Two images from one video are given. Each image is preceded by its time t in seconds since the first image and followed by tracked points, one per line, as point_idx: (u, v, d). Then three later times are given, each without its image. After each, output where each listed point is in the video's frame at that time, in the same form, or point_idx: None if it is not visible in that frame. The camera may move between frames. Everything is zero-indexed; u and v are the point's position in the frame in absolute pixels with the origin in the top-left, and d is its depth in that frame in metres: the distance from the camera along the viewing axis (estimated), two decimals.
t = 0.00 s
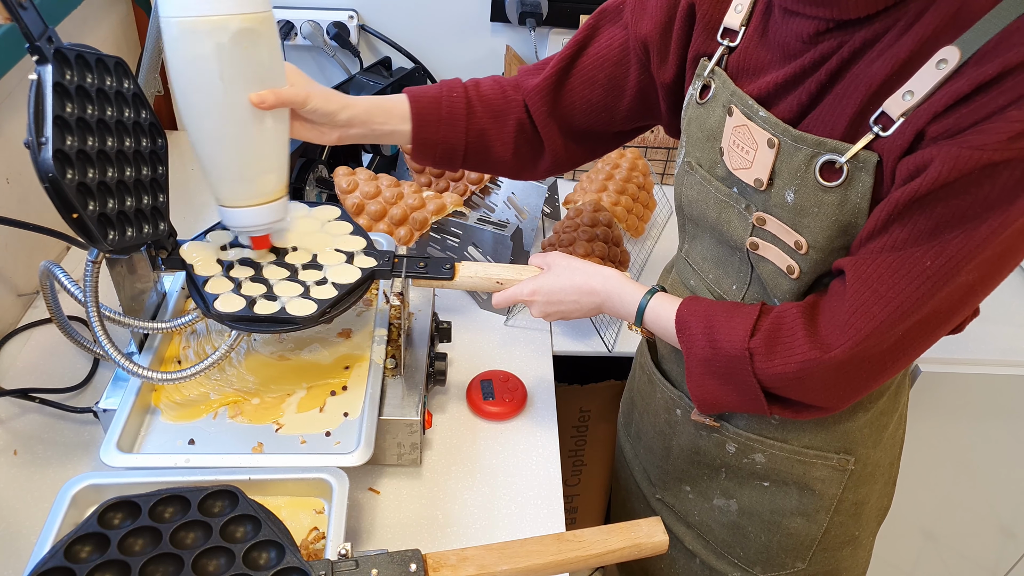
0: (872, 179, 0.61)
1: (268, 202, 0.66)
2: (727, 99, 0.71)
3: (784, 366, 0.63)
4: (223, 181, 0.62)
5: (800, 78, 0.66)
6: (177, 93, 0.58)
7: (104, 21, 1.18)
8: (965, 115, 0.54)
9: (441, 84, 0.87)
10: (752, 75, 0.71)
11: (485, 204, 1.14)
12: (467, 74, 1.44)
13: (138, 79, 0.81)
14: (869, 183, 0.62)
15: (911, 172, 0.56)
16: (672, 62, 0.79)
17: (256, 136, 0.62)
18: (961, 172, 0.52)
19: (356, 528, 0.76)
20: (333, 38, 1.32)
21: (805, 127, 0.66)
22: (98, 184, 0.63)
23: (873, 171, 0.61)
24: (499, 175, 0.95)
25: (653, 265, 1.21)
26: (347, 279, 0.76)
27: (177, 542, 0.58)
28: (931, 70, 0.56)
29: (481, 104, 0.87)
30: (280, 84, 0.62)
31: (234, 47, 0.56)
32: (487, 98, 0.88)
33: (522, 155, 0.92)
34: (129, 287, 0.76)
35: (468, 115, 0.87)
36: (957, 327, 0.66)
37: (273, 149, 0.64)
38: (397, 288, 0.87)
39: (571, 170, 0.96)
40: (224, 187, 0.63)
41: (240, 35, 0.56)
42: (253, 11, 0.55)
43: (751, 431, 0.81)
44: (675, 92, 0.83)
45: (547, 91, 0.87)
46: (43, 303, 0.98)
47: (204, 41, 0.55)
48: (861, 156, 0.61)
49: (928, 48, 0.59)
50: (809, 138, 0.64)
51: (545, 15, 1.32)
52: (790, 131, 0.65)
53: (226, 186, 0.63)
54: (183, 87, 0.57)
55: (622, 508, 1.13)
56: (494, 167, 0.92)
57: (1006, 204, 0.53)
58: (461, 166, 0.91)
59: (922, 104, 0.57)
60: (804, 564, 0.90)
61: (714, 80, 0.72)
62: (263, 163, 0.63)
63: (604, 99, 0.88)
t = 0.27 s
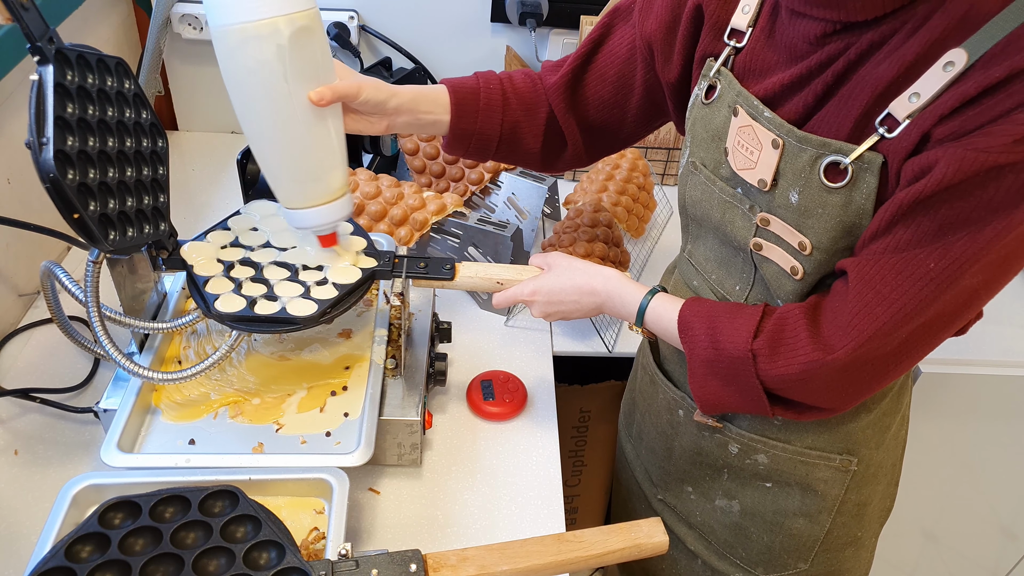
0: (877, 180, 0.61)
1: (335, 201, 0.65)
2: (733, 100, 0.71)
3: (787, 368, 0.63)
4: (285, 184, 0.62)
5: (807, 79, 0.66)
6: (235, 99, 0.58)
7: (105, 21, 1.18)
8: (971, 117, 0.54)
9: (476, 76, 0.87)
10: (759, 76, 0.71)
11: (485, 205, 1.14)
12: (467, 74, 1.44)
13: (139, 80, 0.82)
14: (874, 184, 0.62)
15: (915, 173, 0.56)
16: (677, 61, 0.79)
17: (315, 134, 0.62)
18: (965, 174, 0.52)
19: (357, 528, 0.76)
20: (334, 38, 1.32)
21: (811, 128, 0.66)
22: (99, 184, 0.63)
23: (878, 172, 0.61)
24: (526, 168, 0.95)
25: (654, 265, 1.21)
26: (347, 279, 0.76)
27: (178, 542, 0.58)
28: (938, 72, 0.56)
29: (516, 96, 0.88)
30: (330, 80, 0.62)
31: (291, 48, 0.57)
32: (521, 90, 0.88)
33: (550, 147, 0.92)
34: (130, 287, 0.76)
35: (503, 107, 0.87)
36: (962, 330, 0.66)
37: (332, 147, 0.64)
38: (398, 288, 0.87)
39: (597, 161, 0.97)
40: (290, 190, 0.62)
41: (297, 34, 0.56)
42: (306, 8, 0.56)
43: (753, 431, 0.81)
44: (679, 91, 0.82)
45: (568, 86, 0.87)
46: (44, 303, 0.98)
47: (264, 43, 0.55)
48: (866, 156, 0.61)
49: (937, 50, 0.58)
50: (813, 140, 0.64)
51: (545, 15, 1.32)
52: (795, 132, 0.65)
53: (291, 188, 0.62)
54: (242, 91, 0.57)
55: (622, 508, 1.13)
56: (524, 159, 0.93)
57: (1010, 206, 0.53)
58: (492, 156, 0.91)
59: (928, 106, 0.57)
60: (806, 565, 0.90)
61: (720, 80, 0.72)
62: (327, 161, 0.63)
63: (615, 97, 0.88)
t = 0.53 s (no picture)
0: (882, 180, 0.61)
1: (261, 193, 0.65)
2: (738, 100, 0.71)
3: (791, 367, 0.63)
4: (215, 168, 0.62)
5: (812, 79, 0.66)
6: (181, 75, 0.58)
7: (106, 22, 1.18)
8: (977, 116, 0.54)
9: (440, 81, 0.86)
10: (764, 76, 0.71)
11: (485, 205, 1.14)
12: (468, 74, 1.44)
13: (140, 81, 0.82)
14: (879, 183, 0.62)
15: (921, 172, 0.56)
16: (683, 61, 0.79)
17: (257, 126, 0.61)
18: (970, 174, 0.52)
19: (357, 528, 0.76)
20: (335, 39, 1.32)
21: (816, 127, 0.66)
22: (99, 185, 0.63)
23: (883, 171, 0.61)
24: (500, 172, 0.95)
25: (654, 265, 1.21)
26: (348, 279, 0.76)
27: (178, 542, 0.58)
28: (944, 72, 0.56)
29: (480, 100, 0.87)
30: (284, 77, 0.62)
31: (244, 37, 0.56)
32: (487, 93, 0.88)
33: (524, 151, 0.92)
34: (131, 287, 0.76)
35: (468, 111, 0.86)
36: (967, 331, 0.66)
37: (270, 142, 0.63)
38: (398, 288, 0.88)
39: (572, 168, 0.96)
40: (218, 173, 0.62)
41: (252, 25, 0.56)
42: (267, 4, 0.56)
43: (755, 432, 0.81)
44: (683, 92, 0.83)
45: (551, 88, 0.86)
46: (45, 303, 0.98)
47: (213, 27, 0.55)
48: (871, 156, 0.61)
49: (942, 50, 0.59)
50: (819, 139, 0.64)
51: (545, 15, 1.33)
52: (800, 131, 0.65)
53: (219, 173, 0.62)
54: (188, 69, 0.57)
55: (623, 508, 1.13)
56: (495, 163, 0.92)
57: (1016, 206, 0.53)
58: (460, 162, 0.90)
59: (933, 106, 0.57)
60: (808, 565, 0.90)
61: (725, 80, 0.72)
62: (258, 156, 0.62)
63: (612, 96, 0.87)
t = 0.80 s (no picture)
0: (882, 181, 0.61)
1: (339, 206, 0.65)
2: (739, 100, 0.71)
3: (790, 369, 0.63)
4: (292, 189, 0.62)
5: (813, 80, 0.66)
6: (244, 107, 0.57)
7: (106, 22, 1.18)
8: (978, 119, 0.54)
9: (478, 74, 0.87)
10: (766, 76, 0.71)
11: (485, 205, 1.14)
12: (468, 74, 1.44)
13: (141, 80, 0.82)
14: (878, 185, 0.62)
15: (922, 174, 0.56)
16: (682, 59, 0.79)
17: (327, 142, 0.61)
18: (970, 177, 0.52)
19: (357, 528, 0.76)
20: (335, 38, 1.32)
21: (817, 128, 0.66)
22: (99, 185, 0.63)
23: (883, 173, 0.61)
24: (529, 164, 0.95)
25: (655, 265, 1.21)
26: (348, 279, 0.76)
27: (178, 542, 0.58)
28: (945, 74, 0.56)
29: (518, 93, 0.87)
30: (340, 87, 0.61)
31: (303, 57, 0.56)
32: (523, 86, 0.88)
33: (555, 143, 0.92)
34: (131, 287, 0.76)
35: (507, 104, 0.87)
36: (965, 333, 0.66)
37: (340, 152, 0.63)
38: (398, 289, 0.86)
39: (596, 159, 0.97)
40: (298, 194, 0.63)
41: (308, 43, 0.55)
42: (317, 17, 0.55)
43: (754, 432, 0.81)
44: (684, 91, 0.82)
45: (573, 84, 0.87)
46: (45, 303, 0.98)
47: (275, 53, 0.54)
48: (871, 157, 0.61)
49: (944, 52, 0.58)
50: (819, 140, 0.64)
51: (546, 15, 1.33)
52: (801, 132, 0.65)
53: (297, 194, 0.62)
54: (252, 101, 0.57)
55: (623, 508, 1.13)
56: (527, 156, 0.93)
57: (1016, 210, 0.53)
58: (495, 154, 0.91)
59: (934, 108, 0.57)
60: (807, 565, 0.90)
61: (727, 80, 0.72)
62: (334, 168, 0.63)
63: (620, 94, 0.88)
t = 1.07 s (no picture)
0: (883, 182, 0.61)
1: (342, 210, 0.66)
2: (740, 100, 0.71)
3: (791, 369, 0.63)
4: (299, 192, 0.62)
5: (815, 79, 0.66)
6: (255, 106, 0.57)
7: (106, 22, 1.19)
8: (981, 119, 0.54)
9: (483, 80, 0.88)
10: (767, 75, 0.71)
11: (485, 205, 1.14)
12: (468, 75, 1.44)
13: (141, 79, 0.82)
14: (880, 185, 0.62)
15: (924, 174, 0.56)
16: (685, 60, 0.79)
17: (335, 145, 0.62)
18: (973, 177, 0.52)
19: (357, 528, 0.76)
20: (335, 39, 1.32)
21: (819, 128, 0.66)
22: (100, 184, 0.63)
23: (885, 173, 0.61)
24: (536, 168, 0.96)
25: (655, 265, 1.21)
26: (348, 279, 0.76)
27: (178, 541, 0.58)
28: (947, 74, 0.56)
29: (523, 98, 0.88)
30: (349, 90, 0.62)
31: (317, 57, 0.56)
32: (528, 91, 0.88)
33: (559, 148, 0.93)
34: (131, 287, 0.76)
35: (512, 109, 0.88)
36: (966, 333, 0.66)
37: (345, 155, 0.64)
38: (398, 289, 0.86)
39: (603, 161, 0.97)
40: (303, 198, 0.63)
41: (323, 44, 0.56)
42: (333, 19, 0.56)
43: (756, 432, 0.81)
44: (688, 91, 0.82)
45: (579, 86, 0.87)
46: (46, 303, 0.98)
47: (291, 54, 0.54)
48: (873, 158, 0.61)
49: (946, 52, 0.58)
50: (821, 140, 0.64)
51: (546, 15, 1.32)
52: (803, 131, 0.65)
53: (303, 197, 0.63)
54: (264, 100, 0.57)
55: (623, 508, 1.13)
56: (534, 160, 0.93)
57: (1018, 210, 0.53)
58: (501, 160, 0.92)
59: (937, 108, 0.57)
60: (809, 565, 0.90)
61: (728, 79, 0.72)
62: (339, 172, 0.63)
63: (623, 96, 0.88)
